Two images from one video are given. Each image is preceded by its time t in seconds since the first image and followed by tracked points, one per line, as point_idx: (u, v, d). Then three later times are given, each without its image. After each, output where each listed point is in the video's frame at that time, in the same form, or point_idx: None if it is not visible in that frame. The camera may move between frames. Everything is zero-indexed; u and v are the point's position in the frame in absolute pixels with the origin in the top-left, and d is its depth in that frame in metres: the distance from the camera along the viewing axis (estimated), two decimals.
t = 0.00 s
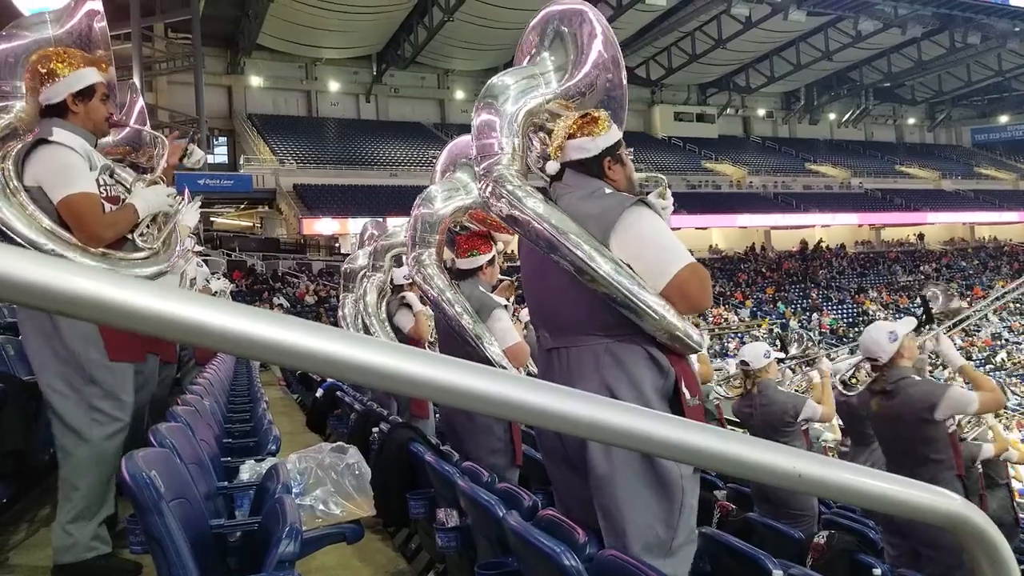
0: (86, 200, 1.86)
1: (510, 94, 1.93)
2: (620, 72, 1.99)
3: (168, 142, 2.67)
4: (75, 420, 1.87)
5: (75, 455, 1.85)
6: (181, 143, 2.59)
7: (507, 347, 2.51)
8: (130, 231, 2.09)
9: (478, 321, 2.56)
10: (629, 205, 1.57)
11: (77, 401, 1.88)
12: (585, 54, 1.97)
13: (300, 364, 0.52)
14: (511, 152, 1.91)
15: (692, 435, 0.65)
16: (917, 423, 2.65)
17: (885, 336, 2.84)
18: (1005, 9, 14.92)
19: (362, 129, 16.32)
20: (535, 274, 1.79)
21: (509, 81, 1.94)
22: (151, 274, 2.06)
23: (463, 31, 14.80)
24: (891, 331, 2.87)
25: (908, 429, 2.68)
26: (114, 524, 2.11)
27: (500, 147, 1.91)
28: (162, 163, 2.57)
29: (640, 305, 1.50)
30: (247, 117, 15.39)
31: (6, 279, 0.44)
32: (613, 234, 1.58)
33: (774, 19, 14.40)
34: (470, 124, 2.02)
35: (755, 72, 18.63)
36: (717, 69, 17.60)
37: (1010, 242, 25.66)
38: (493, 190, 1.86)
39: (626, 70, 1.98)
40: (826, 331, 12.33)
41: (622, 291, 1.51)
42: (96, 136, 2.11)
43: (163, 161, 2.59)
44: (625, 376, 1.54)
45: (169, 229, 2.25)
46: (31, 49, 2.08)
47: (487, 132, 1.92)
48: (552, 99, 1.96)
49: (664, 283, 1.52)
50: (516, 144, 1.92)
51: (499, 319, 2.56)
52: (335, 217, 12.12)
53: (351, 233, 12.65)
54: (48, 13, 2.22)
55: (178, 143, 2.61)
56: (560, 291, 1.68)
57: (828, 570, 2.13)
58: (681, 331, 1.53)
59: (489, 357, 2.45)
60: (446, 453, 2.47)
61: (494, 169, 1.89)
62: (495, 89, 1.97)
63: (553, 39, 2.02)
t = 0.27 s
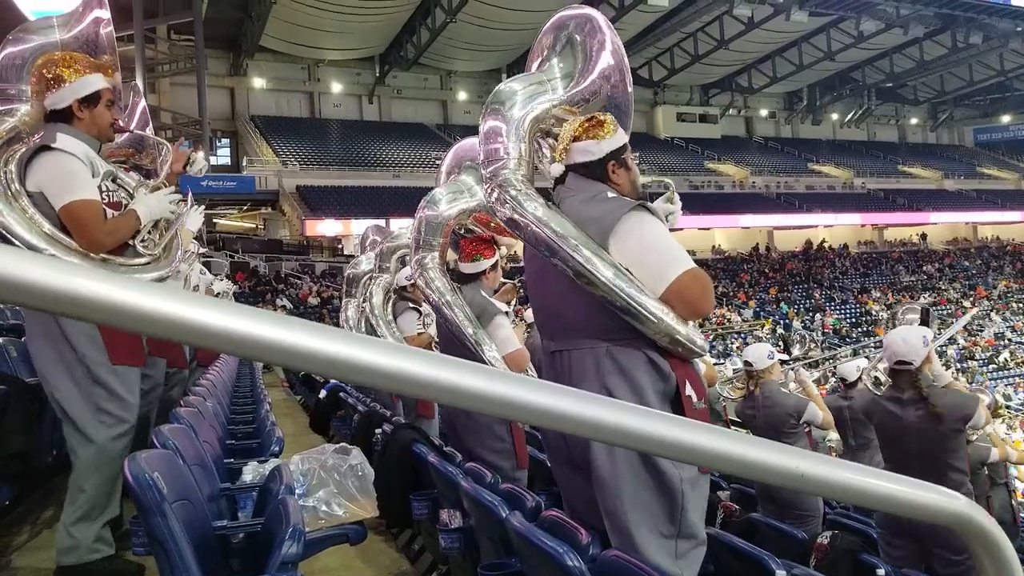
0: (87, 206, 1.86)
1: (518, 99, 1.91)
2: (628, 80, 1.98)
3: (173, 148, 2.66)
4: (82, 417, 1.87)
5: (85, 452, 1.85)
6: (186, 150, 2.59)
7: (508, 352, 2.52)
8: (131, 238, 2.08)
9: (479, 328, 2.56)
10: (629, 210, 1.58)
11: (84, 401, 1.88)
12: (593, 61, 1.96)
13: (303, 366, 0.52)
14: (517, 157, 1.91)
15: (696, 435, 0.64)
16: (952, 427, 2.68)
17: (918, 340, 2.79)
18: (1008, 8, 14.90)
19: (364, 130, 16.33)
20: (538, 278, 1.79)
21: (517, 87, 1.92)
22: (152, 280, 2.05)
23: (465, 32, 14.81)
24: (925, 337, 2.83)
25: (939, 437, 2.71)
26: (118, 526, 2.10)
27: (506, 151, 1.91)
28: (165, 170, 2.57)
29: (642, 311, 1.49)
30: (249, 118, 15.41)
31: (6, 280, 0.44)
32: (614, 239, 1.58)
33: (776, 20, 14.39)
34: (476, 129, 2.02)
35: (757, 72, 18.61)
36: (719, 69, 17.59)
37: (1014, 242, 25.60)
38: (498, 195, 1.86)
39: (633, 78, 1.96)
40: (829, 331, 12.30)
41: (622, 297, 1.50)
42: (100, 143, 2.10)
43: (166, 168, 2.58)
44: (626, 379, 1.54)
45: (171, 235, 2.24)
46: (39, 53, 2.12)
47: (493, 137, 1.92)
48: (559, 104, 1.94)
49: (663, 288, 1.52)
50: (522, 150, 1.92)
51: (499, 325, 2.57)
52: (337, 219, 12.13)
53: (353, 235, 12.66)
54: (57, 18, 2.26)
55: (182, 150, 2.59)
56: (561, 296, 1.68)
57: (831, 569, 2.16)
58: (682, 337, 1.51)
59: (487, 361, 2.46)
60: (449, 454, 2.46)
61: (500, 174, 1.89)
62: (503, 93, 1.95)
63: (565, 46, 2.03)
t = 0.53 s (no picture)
0: (95, 201, 1.87)
1: (536, 101, 1.93)
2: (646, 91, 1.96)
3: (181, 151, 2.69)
4: (76, 425, 1.88)
5: (82, 462, 1.86)
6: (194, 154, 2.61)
7: (513, 349, 2.55)
8: (138, 236, 2.09)
9: (483, 325, 2.56)
10: (637, 210, 1.58)
11: (84, 404, 1.89)
12: (615, 70, 1.96)
13: (310, 365, 0.52)
14: (532, 159, 1.90)
15: (701, 435, 0.64)
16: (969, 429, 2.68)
17: (937, 343, 2.80)
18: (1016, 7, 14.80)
19: (370, 130, 16.35)
20: (546, 278, 1.79)
21: (536, 89, 1.94)
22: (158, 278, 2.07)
23: (471, 32, 14.81)
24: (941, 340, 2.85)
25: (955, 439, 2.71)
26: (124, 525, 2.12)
27: (520, 152, 1.91)
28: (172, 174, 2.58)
29: (652, 315, 1.49)
30: (256, 118, 15.45)
31: (15, 279, 0.44)
32: (621, 238, 1.59)
33: (783, 19, 14.34)
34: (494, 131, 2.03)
35: (764, 72, 18.55)
36: (726, 69, 17.55)
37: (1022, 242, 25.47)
38: (510, 195, 1.86)
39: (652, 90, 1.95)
40: (835, 332, 12.25)
41: (632, 302, 1.50)
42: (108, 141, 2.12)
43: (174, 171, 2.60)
44: (633, 382, 1.53)
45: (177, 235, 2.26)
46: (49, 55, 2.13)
47: (510, 139, 1.92)
48: (576, 108, 1.94)
49: (671, 291, 1.52)
50: (537, 152, 1.91)
51: (505, 325, 2.57)
52: (343, 219, 12.15)
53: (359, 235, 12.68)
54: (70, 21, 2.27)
55: (190, 154, 2.62)
56: (567, 297, 1.69)
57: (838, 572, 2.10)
58: (691, 344, 1.51)
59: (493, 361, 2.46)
60: (454, 454, 2.46)
61: (513, 173, 1.89)
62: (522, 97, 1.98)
63: (591, 49, 2.00)
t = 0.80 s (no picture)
0: (97, 198, 1.87)
1: (530, 96, 1.92)
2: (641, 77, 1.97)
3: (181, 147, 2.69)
4: (78, 423, 1.88)
5: (81, 459, 1.86)
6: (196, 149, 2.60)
7: (514, 351, 2.53)
8: (141, 233, 2.09)
9: (483, 327, 2.57)
10: (643, 204, 1.56)
11: (83, 403, 1.89)
12: (607, 60, 1.96)
13: (309, 365, 0.52)
14: (529, 154, 1.90)
15: (702, 438, 0.64)
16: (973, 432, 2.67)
17: (939, 346, 2.76)
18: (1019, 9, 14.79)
19: (372, 130, 16.37)
20: (548, 273, 1.79)
21: (530, 84, 1.93)
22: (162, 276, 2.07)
23: (473, 33, 14.83)
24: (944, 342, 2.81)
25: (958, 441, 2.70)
26: (125, 525, 2.12)
27: (517, 147, 1.90)
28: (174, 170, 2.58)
29: (658, 307, 1.50)
30: (258, 119, 15.47)
31: (14, 277, 0.44)
32: (627, 234, 1.57)
33: (786, 21, 14.33)
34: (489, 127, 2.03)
35: (766, 73, 18.54)
36: (728, 70, 17.53)
37: None
38: (510, 190, 1.86)
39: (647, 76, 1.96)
40: (837, 333, 12.25)
41: (639, 293, 1.50)
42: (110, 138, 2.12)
43: (175, 167, 2.60)
44: (637, 374, 1.53)
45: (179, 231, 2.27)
46: (48, 51, 2.12)
47: (506, 133, 1.92)
48: (571, 102, 1.96)
49: (678, 284, 1.51)
50: (534, 146, 1.92)
51: (505, 325, 2.58)
52: (345, 219, 12.17)
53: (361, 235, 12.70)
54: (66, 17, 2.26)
55: (192, 150, 2.61)
56: (569, 293, 1.69)
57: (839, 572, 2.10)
58: (692, 330, 1.51)
59: (492, 361, 2.47)
60: (455, 455, 2.46)
61: (512, 169, 1.89)
62: (516, 91, 1.96)
63: (580, 42, 2.02)
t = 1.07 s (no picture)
0: (97, 212, 1.86)
1: (535, 100, 1.91)
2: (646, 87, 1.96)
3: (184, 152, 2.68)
4: (102, 422, 1.90)
5: (103, 454, 1.88)
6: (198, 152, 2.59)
7: (512, 351, 2.51)
8: (142, 244, 2.09)
9: (480, 327, 2.57)
10: (642, 213, 1.57)
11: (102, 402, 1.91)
12: (615, 69, 1.96)
13: (311, 364, 0.52)
14: (531, 157, 1.90)
15: (702, 437, 0.64)
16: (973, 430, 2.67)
17: (938, 345, 2.77)
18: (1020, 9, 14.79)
19: (373, 130, 16.37)
20: (547, 276, 1.79)
21: (534, 88, 1.92)
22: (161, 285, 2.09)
23: (474, 33, 14.83)
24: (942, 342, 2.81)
25: (958, 441, 2.70)
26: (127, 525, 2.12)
27: (520, 150, 1.90)
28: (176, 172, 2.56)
29: (651, 315, 1.49)
30: (259, 118, 15.48)
31: (16, 276, 0.44)
32: (624, 242, 1.58)
33: (786, 20, 14.34)
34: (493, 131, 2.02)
35: (767, 73, 18.53)
36: (729, 70, 17.53)
37: None
38: (510, 193, 1.86)
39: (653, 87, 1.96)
40: (838, 333, 12.24)
41: (633, 301, 1.50)
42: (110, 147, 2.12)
43: (177, 172, 2.58)
44: (632, 380, 1.53)
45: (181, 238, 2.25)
46: (50, 55, 2.11)
47: (509, 136, 1.91)
48: (576, 107, 1.93)
49: (672, 294, 1.51)
50: (536, 151, 1.91)
51: (504, 326, 2.56)
52: (346, 219, 12.18)
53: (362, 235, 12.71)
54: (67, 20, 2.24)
55: (194, 154, 2.59)
56: (566, 298, 1.69)
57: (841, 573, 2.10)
58: (689, 342, 1.52)
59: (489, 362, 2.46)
60: (456, 455, 2.45)
61: (513, 172, 1.88)
62: (520, 94, 1.96)
63: (587, 46, 2.00)
